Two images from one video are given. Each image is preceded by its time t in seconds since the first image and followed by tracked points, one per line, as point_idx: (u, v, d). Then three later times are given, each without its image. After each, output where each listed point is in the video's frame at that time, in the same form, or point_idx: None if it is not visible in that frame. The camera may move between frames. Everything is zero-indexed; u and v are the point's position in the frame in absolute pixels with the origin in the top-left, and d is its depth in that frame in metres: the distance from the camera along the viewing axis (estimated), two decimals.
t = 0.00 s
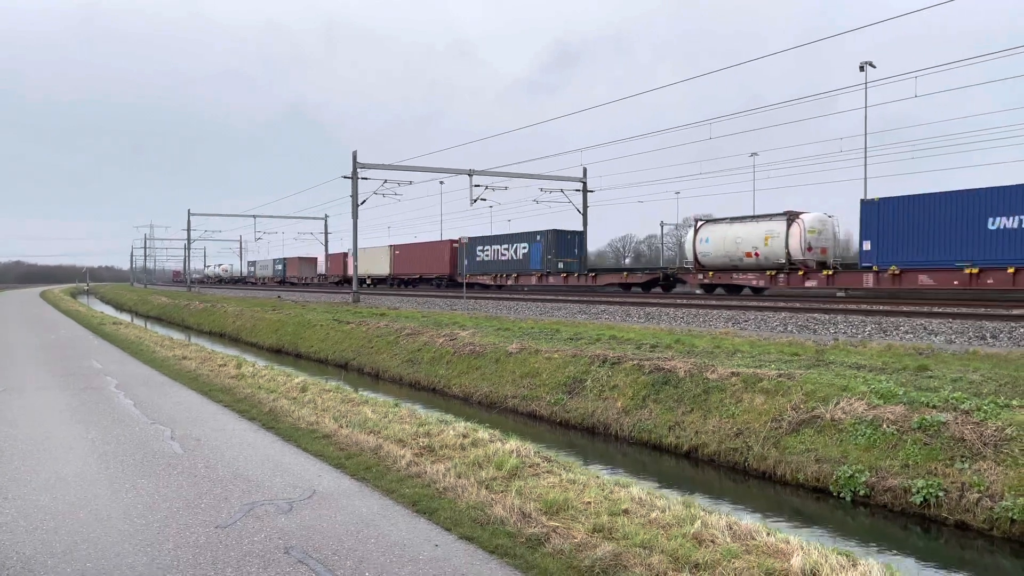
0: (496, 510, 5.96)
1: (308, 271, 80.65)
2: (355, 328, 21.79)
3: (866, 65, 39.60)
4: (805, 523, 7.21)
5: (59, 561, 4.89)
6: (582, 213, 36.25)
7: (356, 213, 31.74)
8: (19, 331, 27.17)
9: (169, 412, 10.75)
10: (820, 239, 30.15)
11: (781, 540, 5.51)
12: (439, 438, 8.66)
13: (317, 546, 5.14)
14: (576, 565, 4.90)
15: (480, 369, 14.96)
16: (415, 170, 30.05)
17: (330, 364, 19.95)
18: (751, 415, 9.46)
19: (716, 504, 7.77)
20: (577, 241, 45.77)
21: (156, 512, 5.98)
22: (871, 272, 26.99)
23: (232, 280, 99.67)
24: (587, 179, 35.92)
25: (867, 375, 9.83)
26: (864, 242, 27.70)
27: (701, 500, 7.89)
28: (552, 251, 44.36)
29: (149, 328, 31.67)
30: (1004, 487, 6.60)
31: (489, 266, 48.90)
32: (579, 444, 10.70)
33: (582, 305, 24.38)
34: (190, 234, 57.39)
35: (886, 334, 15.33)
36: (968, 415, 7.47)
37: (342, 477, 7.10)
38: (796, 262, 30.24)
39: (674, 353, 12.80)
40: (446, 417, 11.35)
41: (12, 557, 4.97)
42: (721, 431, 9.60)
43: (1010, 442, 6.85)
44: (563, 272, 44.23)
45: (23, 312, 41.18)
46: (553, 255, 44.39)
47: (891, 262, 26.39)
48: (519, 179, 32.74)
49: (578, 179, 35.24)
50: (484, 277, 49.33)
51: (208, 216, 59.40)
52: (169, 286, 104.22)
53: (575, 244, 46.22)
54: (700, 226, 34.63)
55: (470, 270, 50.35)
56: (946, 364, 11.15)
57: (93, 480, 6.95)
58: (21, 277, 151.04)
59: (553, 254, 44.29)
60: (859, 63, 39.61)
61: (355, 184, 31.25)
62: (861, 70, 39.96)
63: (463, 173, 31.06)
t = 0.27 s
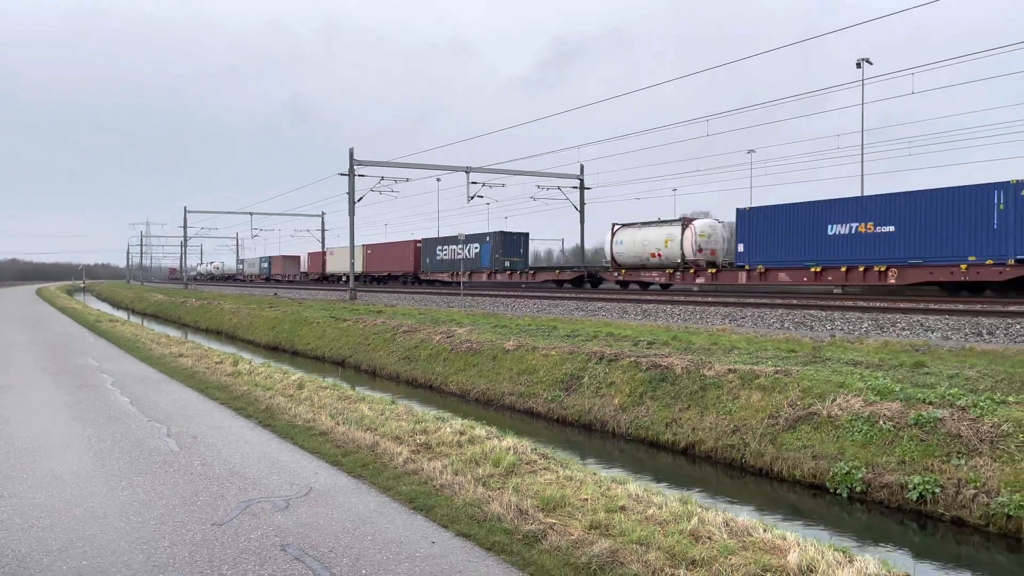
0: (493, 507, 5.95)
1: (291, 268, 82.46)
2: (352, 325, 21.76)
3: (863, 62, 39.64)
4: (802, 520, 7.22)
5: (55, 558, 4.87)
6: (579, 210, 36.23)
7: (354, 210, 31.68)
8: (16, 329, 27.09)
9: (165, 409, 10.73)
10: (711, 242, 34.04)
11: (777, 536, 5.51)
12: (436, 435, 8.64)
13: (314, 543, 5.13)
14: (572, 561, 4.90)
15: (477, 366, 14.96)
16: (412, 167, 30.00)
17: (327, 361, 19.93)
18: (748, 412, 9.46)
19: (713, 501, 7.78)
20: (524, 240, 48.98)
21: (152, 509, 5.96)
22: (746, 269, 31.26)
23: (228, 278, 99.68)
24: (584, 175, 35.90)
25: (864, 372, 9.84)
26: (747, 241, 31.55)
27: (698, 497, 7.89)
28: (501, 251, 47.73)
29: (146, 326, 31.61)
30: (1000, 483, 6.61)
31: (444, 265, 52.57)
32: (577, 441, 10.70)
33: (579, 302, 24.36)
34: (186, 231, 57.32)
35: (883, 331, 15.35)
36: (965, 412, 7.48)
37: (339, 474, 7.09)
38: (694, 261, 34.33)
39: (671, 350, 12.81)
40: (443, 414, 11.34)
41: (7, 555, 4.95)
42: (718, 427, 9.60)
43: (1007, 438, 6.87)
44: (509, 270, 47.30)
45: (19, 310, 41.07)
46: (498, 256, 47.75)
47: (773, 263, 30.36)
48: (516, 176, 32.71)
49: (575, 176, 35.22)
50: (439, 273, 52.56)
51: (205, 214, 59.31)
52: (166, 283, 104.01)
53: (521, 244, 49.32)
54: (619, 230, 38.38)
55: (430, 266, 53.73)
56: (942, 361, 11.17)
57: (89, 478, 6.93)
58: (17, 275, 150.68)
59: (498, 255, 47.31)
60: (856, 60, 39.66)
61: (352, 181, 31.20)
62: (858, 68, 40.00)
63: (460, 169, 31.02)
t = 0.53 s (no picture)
0: (490, 503, 5.94)
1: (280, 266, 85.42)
2: (350, 322, 21.73)
3: (861, 58, 39.62)
4: (800, 516, 7.22)
5: (51, 555, 4.86)
6: (577, 207, 36.20)
7: (351, 206, 31.62)
8: (13, 326, 27.03)
9: (162, 406, 10.71)
10: (627, 242, 37.53)
11: (775, 532, 5.51)
12: (434, 432, 8.63)
13: (311, 540, 5.12)
14: (570, 558, 4.89)
15: (475, 363, 14.95)
16: (410, 163, 29.95)
17: (325, 358, 19.91)
18: (745, 408, 9.47)
19: (711, 497, 7.78)
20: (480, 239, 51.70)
21: (149, 506, 5.94)
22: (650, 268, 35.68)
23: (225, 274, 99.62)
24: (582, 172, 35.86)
25: (861, 368, 9.84)
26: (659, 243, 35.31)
27: (696, 493, 7.89)
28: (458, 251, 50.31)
29: (143, 323, 31.57)
30: (997, 479, 6.62)
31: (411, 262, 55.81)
32: (575, 437, 10.70)
33: (576, 299, 24.35)
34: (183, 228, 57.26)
35: (880, 327, 15.36)
36: (962, 408, 7.49)
37: (336, 471, 7.08)
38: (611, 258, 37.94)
39: (669, 347, 12.80)
40: (441, 411, 11.33)
41: (3, 552, 4.93)
42: (715, 424, 9.60)
43: (1003, 434, 6.88)
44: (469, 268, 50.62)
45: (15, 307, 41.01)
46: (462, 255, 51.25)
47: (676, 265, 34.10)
48: (514, 172, 32.67)
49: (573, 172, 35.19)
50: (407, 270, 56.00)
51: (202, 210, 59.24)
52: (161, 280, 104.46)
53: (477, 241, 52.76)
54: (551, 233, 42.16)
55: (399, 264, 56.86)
56: (939, 357, 11.18)
57: (86, 475, 6.91)
58: (14, 271, 150.39)
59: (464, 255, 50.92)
60: (854, 56, 39.64)
61: (349, 177, 31.12)
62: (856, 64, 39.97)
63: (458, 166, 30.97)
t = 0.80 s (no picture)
0: (489, 500, 5.94)
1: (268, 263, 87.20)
2: (349, 318, 21.71)
3: (860, 55, 39.53)
4: (798, 512, 7.23)
5: (48, 552, 4.85)
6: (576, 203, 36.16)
7: (350, 203, 31.57)
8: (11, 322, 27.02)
9: (161, 403, 10.70)
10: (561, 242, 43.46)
11: (773, 528, 5.52)
12: (432, 429, 8.62)
13: (309, 537, 5.12)
14: (568, 554, 4.89)
15: (473, 359, 14.94)
16: (409, 160, 29.89)
17: (324, 354, 19.90)
18: (743, 405, 9.47)
19: (710, 493, 7.79)
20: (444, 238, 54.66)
21: (147, 503, 5.93)
22: (580, 265, 40.89)
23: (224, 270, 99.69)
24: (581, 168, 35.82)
25: (860, 364, 9.84)
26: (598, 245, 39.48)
27: (694, 489, 7.91)
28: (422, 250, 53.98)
29: (141, 319, 31.57)
30: (995, 475, 6.64)
31: (381, 258, 58.56)
32: (573, 434, 10.71)
33: (575, 295, 24.33)
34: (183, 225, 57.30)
35: (879, 324, 15.36)
36: (960, 405, 7.49)
37: (335, 467, 7.07)
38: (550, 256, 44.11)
39: (667, 343, 12.80)
40: (440, 408, 11.33)
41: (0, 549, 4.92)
42: (713, 421, 9.60)
43: (1001, 431, 6.89)
44: (431, 265, 53.91)
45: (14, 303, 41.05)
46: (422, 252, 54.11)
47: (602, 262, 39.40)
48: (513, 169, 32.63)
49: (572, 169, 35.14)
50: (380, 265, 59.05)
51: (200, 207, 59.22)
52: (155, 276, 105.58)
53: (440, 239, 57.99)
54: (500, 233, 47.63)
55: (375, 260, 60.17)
56: (938, 354, 11.18)
57: (83, 472, 6.90)
58: (12, 268, 150.36)
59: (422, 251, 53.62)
60: (853, 53, 39.54)
61: (348, 174, 31.07)
62: (855, 60, 39.88)
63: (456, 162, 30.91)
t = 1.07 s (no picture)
0: (488, 497, 5.93)
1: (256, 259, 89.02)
2: (348, 315, 21.70)
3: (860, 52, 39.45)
4: (797, 510, 7.22)
5: (46, 549, 4.85)
6: (576, 201, 36.13)
7: (350, 199, 31.53)
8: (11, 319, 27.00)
9: (160, 399, 10.69)
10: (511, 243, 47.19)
11: (772, 526, 5.52)
12: (431, 426, 8.60)
13: (308, 534, 5.11)
14: (567, 552, 4.88)
15: (472, 357, 14.93)
16: (409, 157, 29.85)
17: (323, 352, 19.89)
18: (743, 402, 9.47)
19: (709, 490, 7.79)
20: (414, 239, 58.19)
21: (146, 500, 5.93)
22: (523, 263, 44.67)
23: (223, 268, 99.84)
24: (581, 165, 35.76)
25: (859, 362, 9.83)
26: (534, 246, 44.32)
27: (693, 486, 7.91)
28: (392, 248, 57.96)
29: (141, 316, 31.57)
30: (995, 473, 6.63)
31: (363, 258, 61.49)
32: (573, 431, 10.70)
33: (574, 293, 24.31)
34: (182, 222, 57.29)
35: (878, 321, 15.36)
36: (960, 402, 7.49)
37: (334, 464, 7.06)
38: (500, 255, 47.35)
39: (667, 341, 12.80)
40: (440, 405, 11.31)
41: None
42: (712, 418, 9.61)
43: (1001, 428, 6.88)
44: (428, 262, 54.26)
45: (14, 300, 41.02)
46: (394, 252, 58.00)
47: (538, 260, 43.09)
48: (513, 166, 32.60)
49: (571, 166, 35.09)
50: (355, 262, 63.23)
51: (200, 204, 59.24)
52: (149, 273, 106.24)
53: (412, 240, 61.15)
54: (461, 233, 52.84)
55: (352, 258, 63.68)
56: (937, 351, 11.17)
57: (82, 469, 6.89)
58: (12, 265, 150.39)
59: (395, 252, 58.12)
60: (853, 50, 39.49)
61: (347, 171, 31.04)
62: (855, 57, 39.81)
63: (456, 159, 30.88)
